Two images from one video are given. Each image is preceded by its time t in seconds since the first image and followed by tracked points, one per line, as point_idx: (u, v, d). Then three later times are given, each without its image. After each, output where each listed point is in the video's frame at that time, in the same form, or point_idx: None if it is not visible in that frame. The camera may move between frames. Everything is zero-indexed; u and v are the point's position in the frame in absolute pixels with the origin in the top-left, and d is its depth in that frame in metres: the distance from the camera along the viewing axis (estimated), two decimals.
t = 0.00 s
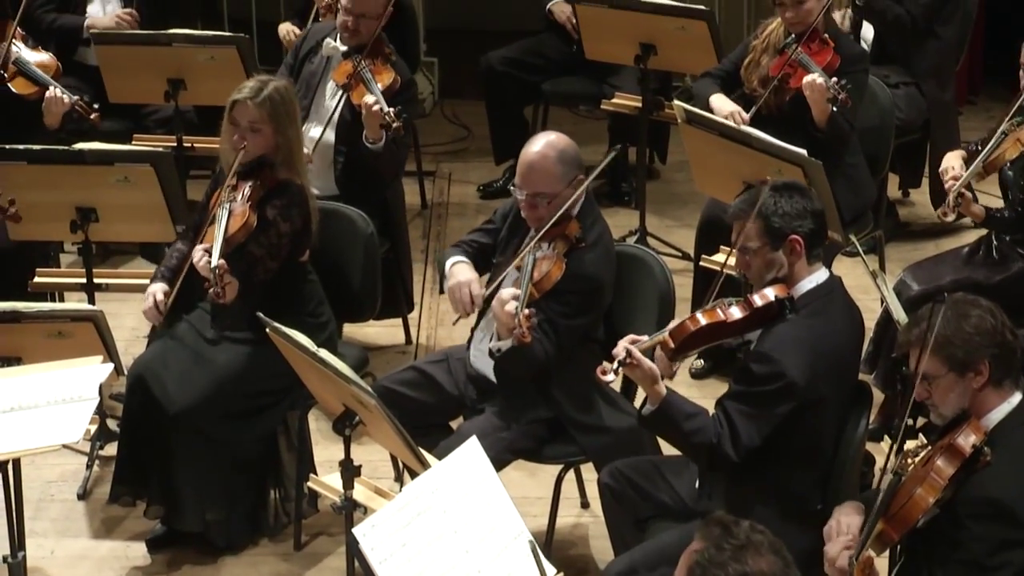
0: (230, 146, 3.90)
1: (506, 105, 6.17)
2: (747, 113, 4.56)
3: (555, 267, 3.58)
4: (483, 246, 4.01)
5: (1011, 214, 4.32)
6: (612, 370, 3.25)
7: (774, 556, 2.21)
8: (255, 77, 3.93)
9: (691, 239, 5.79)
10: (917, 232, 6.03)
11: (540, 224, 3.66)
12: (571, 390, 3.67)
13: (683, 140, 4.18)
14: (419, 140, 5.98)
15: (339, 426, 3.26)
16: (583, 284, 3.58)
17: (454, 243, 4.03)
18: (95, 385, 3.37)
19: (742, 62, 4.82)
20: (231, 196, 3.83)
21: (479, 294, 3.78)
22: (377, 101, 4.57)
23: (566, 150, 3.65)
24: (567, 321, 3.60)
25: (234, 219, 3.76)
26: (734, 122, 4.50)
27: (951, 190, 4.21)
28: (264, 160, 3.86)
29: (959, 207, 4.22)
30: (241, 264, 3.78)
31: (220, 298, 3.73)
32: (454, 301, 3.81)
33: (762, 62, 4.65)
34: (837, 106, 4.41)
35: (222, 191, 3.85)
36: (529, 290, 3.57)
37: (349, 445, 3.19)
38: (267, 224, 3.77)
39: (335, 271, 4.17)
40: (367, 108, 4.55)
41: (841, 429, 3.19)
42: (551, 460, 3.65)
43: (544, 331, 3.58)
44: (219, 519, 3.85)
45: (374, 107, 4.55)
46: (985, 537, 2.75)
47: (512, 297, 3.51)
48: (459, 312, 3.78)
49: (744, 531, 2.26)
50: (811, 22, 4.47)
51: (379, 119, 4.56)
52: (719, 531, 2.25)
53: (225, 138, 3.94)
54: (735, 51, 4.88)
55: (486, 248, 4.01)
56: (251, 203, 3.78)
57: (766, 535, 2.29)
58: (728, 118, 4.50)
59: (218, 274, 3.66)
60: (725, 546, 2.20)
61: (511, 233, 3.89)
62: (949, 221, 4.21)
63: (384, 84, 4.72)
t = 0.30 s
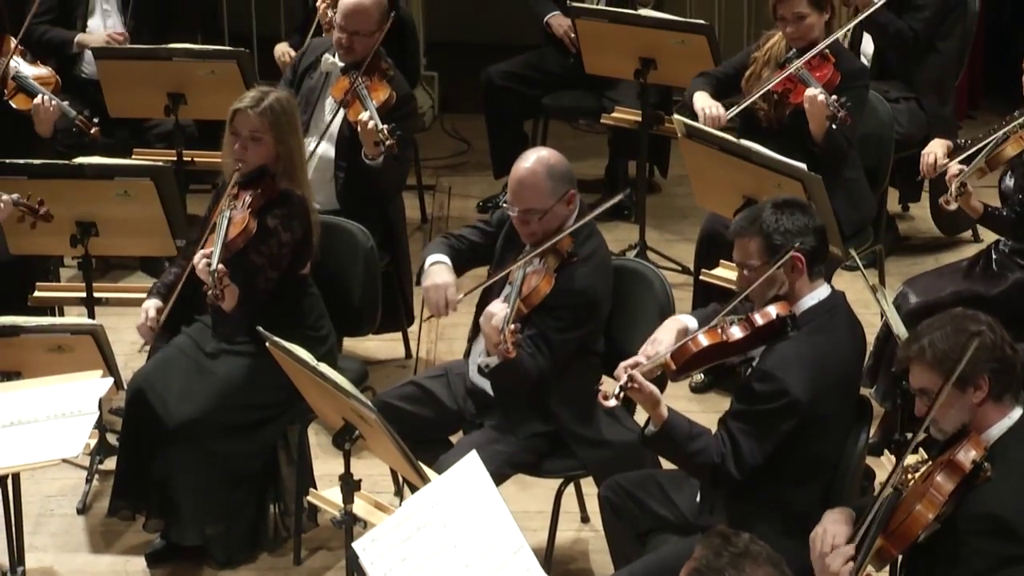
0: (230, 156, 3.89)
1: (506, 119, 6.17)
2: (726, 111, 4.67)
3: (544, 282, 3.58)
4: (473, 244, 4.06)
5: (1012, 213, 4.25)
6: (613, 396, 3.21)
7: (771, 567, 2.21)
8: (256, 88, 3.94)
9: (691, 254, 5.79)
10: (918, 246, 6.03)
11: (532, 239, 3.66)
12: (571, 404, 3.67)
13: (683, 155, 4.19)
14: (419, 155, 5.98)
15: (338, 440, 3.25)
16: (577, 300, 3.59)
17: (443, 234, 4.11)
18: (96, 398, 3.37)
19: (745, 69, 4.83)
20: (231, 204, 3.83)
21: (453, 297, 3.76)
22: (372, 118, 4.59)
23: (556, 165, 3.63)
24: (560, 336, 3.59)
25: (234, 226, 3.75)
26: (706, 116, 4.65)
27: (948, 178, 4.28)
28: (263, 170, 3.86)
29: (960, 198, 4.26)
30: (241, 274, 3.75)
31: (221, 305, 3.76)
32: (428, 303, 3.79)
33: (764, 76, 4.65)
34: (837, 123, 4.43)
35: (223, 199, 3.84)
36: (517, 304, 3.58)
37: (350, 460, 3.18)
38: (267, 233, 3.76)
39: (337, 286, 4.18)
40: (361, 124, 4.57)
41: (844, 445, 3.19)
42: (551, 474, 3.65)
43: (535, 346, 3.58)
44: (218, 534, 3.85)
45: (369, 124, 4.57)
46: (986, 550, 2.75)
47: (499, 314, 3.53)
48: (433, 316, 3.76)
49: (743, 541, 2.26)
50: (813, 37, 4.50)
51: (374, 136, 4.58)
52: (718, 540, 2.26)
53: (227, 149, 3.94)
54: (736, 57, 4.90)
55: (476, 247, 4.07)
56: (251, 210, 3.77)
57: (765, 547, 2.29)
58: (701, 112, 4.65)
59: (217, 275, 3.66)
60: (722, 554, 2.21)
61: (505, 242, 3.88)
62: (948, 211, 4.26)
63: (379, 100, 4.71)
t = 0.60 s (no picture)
0: (229, 165, 3.90)
1: (506, 130, 6.18)
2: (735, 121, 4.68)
3: (528, 292, 3.59)
4: (472, 252, 4.05)
5: (1002, 207, 4.23)
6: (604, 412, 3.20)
7: None
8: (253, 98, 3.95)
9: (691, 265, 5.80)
10: (919, 258, 6.04)
11: (521, 251, 3.67)
12: (571, 417, 3.67)
13: (685, 168, 4.21)
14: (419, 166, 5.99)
15: (340, 452, 3.25)
16: (567, 310, 3.59)
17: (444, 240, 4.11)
18: (96, 410, 3.37)
19: (747, 78, 4.85)
20: (229, 212, 3.82)
21: (459, 303, 3.81)
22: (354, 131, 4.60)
23: (543, 176, 3.64)
24: (551, 347, 3.61)
25: (233, 233, 3.75)
26: (717, 126, 4.64)
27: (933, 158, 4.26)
28: (262, 179, 3.87)
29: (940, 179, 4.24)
30: (242, 281, 3.78)
31: (220, 313, 3.75)
32: (435, 306, 3.84)
33: (766, 88, 4.66)
34: (838, 131, 4.45)
35: (221, 208, 3.84)
36: (501, 316, 3.57)
37: (350, 472, 3.18)
38: (266, 241, 3.76)
39: (337, 296, 4.18)
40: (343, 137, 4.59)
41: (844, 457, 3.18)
42: (551, 485, 3.65)
43: (527, 356, 3.61)
44: (219, 546, 3.85)
45: (349, 136, 4.57)
46: (985, 563, 2.74)
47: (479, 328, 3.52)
48: (438, 319, 3.82)
49: (741, 551, 2.26)
50: (815, 48, 4.50)
51: (355, 149, 4.58)
52: (717, 549, 2.26)
53: (225, 159, 3.94)
54: (736, 68, 4.91)
55: (475, 255, 4.06)
56: (249, 217, 3.77)
57: (764, 557, 2.28)
58: (713, 121, 4.64)
59: (213, 282, 3.67)
60: (720, 561, 2.21)
61: (499, 253, 3.90)
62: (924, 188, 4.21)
63: (363, 111, 4.71)
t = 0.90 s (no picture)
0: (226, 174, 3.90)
1: (507, 139, 6.18)
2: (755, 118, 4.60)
3: (521, 297, 3.59)
4: (474, 268, 4.02)
5: (997, 207, 4.27)
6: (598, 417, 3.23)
7: None
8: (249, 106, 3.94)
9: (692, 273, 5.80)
10: (920, 266, 6.04)
11: (515, 258, 3.68)
12: (572, 425, 3.66)
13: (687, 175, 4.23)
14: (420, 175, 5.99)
15: (341, 460, 3.24)
16: (563, 316, 3.59)
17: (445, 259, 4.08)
18: (97, 418, 3.37)
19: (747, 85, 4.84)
20: (227, 219, 3.82)
21: (475, 298, 3.76)
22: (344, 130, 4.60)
23: (534, 183, 3.65)
24: (548, 352, 3.61)
25: (227, 240, 3.75)
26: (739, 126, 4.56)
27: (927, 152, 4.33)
28: (259, 187, 3.87)
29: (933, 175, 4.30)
30: (243, 288, 3.80)
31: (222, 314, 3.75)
32: (450, 304, 3.78)
33: (765, 96, 4.67)
34: (837, 137, 4.48)
35: (218, 215, 3.84)
36: (494, 322, 3.57)
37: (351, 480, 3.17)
38: (265, 248, 3.78)
39: (336, 304, 4.18)
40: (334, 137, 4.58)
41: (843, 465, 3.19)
42: (552, 494, 3.65)
43: (523, 363, 3.61)
44: (220, 553, 3.86)
45: (340, 136, 4.58)
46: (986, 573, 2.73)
47: (472, 335, 3.55)
48: (456, 315, 3.76)
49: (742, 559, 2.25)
50: (815, 56, 4.51)
51: (347, 149, 4.59)
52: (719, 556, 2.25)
53: (223, 167, 3.94)
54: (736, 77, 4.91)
55: (476, 271, 4.02)
56: (245, 223, 3.77)
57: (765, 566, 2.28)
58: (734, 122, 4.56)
59: (208, 284, 3.68)
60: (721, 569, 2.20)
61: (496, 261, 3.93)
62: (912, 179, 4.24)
63: (355, 115, 4.69)
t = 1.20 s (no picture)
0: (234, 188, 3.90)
1: (510, 150, 6.18)
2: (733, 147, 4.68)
3: (531, 315, 3.60)
4: (463, 269, 4.13)
5: (1001, 222, 4.26)
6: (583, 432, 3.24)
7: None
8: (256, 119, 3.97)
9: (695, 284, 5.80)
10: (923, 277, 6.04)
11: (523, 271, 3.68)
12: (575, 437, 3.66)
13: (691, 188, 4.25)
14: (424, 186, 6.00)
15: (343, 471, 3.24)
16: (569, 333, 3.59)
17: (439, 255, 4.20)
18: (101, 429, 3.36)
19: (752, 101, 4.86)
20: (235, 233, 3.82)
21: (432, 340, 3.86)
22: (348, 148, 4.61)
23: (548, 199, 3.64)
24: (552, 367, 3.61)
25: (239, 255, 3.76)
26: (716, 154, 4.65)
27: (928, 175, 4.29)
28: (267, 201, 3.87)
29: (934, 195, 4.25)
30: (253, 301, 3.78)
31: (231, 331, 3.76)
32: (408, 343, 3.89)
33: (769, 108, 4.67)
34: (838, 150, 4.47)
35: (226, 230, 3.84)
36: (504, 339, 3.58)
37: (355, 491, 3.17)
38: (273, 262, 3.77)
39: (341, 315, 4.19)
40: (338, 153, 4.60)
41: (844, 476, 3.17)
42: (556, 505, 3.64)
43: (526, 377, 3.61)
44: (224, 565, 3.85)
45: (344, 153, 4.59)
46: None
47: (483, 353, 3.53)
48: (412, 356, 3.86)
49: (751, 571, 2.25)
50: (819, 68, 4.51)
51: (351, 169, 4.61)
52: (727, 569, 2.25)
53: (230, 180, 3.94)
54: (741, 90, 4.92)
55: (466, 273, 4.13)
56: (255, 238, 3.78)
57: None
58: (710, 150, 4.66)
59: (223, 303, 3.67)
60: None
61: (499, 274, 3.89)
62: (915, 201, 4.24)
63: (359, 132, 4.69)
